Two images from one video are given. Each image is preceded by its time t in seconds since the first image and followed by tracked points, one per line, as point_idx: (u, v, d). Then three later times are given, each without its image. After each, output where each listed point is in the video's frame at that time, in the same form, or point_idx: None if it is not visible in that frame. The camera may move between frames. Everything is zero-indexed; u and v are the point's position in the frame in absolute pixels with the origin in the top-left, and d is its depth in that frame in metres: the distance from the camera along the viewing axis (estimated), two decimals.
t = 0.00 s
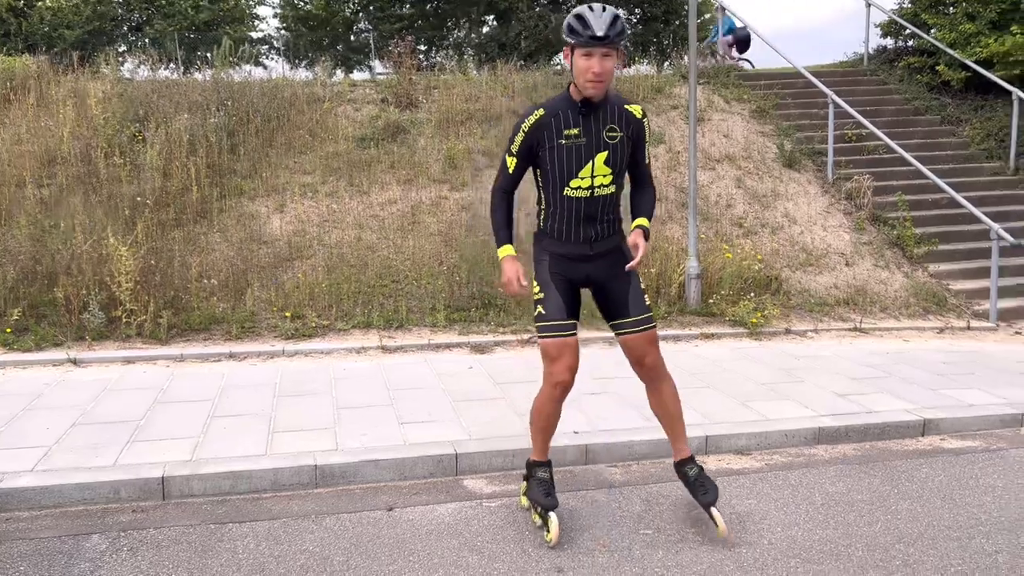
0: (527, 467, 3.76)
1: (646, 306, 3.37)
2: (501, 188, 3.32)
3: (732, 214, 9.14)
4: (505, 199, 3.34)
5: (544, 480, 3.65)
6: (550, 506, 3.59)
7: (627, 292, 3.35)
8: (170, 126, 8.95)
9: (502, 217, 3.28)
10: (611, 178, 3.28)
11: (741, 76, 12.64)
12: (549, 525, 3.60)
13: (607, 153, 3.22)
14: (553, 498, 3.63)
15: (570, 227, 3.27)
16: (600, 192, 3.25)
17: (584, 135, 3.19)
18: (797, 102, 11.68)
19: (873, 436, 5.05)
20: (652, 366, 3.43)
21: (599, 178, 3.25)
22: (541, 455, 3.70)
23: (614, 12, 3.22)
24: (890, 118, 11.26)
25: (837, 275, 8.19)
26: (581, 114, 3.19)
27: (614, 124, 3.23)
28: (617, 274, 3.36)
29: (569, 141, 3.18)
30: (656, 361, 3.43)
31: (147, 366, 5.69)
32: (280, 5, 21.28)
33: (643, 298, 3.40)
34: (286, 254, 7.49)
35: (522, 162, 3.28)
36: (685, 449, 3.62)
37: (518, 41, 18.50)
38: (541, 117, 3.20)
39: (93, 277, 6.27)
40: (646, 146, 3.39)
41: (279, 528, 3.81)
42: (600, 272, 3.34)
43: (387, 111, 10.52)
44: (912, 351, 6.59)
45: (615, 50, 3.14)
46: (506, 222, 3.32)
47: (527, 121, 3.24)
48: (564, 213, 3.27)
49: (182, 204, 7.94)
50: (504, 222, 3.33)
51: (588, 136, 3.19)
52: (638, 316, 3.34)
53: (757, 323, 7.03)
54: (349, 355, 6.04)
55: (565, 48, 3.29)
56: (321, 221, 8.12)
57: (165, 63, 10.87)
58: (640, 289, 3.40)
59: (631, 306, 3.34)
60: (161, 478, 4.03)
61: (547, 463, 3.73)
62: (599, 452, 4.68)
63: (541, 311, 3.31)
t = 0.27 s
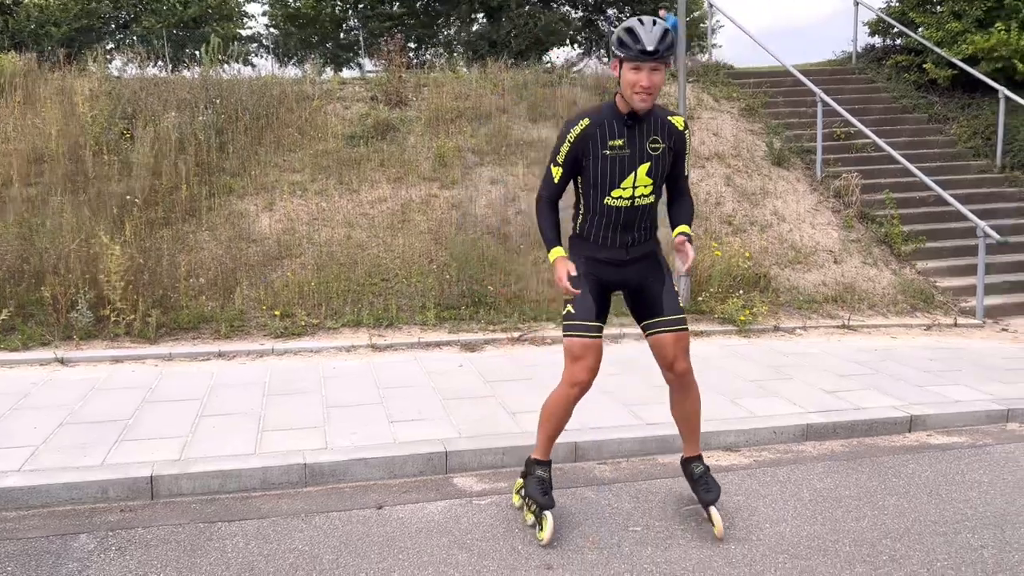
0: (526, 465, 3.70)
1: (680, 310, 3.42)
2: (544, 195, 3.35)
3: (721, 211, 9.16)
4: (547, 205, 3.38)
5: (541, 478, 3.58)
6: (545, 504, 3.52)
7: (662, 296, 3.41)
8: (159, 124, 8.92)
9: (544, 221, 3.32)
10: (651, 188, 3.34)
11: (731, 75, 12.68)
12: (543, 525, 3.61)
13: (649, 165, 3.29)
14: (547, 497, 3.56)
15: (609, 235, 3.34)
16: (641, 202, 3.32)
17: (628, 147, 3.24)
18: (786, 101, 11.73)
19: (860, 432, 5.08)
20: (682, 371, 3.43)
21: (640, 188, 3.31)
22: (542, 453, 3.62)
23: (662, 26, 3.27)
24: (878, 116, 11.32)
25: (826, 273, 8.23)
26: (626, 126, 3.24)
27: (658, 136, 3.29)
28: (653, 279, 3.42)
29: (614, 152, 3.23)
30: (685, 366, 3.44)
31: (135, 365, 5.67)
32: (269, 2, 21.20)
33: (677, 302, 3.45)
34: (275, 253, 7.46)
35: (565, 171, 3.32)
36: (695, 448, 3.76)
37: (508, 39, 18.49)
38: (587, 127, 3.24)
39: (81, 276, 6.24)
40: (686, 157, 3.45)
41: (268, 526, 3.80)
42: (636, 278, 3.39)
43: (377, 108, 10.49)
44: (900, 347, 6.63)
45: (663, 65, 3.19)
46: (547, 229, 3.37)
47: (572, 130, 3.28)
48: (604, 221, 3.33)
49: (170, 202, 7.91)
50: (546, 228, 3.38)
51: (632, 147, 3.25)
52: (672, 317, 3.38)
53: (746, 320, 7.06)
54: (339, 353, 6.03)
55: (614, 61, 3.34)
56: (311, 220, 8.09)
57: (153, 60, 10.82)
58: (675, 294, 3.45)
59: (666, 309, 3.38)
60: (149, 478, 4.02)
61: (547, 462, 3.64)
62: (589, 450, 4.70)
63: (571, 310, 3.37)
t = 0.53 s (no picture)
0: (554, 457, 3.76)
1: (690, 298, 3.49)
2: (573, 168, 3.43)
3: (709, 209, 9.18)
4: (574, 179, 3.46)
5: (563, 471, 3.63)
6: (562, 497, 3.57)
7: (674, 281, 3.47)
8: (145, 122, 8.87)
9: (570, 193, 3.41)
10: (676, 171, 3.41)
11: (719, 73, 12.72)
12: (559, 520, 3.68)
13: (677, 147, 3.35)
14: (567, 491, 3.60)
15: (630, 214, 3.41)
16: (665, 184, 3.39)
17: (658, 127, 3.31)
18: (773, 99, 11.78)
19: (846, 428, 5.11)
20: (680, 360, 3.53)
21: (665, 170, 3.38)
22: (569, 445, 3.70)
23: (706, 14, 3.30)
24: (864, 115, 11.38)
25: (812, 270, 8.27)
26: (658, 107, 3.31)
27: (688, 120, 3.36)
28: (667, 263, 3.50)
29: (643, 131, 3.30)
30: (685, 354, 3.53)
31: (121, 364, 5.64)
32: None
33: (689, 289, 3.52)
34: (261, 251, 7.42)
35: (595, 146, 3.40)
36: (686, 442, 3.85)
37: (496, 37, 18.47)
38: (619, 104, 3.32)
39: (65, 274, 6.19)
40: (716, 143, 3.51)
41: (255, 525, 3.79)
42: (650, 260, 3.47)
43: (365, 106, 10.46)
44: (885, 344, 6.67)
45: (702, 54, 3.24)
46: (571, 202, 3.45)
47: (605, 106, 3.36)
48: (626, 200, 3.40)
49: (157, 200, 7.87)
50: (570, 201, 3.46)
51: (662, 128, 3.32)
52: (681, 305, 3.45)
53: (733, 317, 7.09)
54: (326, 352, 6.02)
55: (654, 43, 3.39)
56: (298, 218, 8.06)
57: (138, 58, 10.75)
58: (687, 281, 3.52)
59: (676, 297, 3.46)
60: (135, 477, 4.00)
61: (574, 455, 3.70)
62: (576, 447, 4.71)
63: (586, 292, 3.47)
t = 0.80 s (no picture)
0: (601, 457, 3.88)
1: (679, 299, 3.53)
2: (567, 169, 3.47)
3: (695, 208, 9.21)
4: (568, 179, 3.49)
5: (618, 469, 3.76)
6: (624, 494, 3.72)
7: (664, 283, 3.52)
8: (128, 120, 8.79)
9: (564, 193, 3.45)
10: (670, 175, 3.46)
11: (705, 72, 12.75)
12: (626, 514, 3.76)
13: (672, 152, 3.40)
14: (628, 487, 3.74)
15: (623, 215, 3.45)
16: (658, 188, 3.43)
17: (654, 132, 3.35)
18: (758, 98, 11.84)
19: (830, 425, 5.14)
20: (671, 359, 3.54)
21: (659, 174, 3.42)
22: (614, 444, 3.81)
23: (713, 28, 3.26)
24: (849, 114, 11.46)
25: (797, 268, 8.31)
26: (655, 112, 3.35)
27: (684, 126, 3.41)
28: (658, 265, 3.54)
29: (639, 135, 3.34)
30: (675, 353, 3.54)
31: (105, 363, 5.60)
32: None
33: (678, 291, 3.56)
34: (246, 250, 7.38)
35: (590, 148, 3.43)
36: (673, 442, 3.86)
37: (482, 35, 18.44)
38: (617, 107, 3.36)
39: (47, 274, 6.14)
40: (709, 149, 3.57)
41: (240, 525, 3.78)
42: (641, 261, 3.51)
43: (350, 104, 10.41)
44: (869, 342, 6.72)
45: (707, 69, 3.24)
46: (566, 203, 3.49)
47: (602, 109, 3.39)
48: (620, 202, 3.44)
49: (141, 199, 7.82)
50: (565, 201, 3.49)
51: (658, 133, 3.36)
52: (671, 305, 3.48)
53: (718, 315, 7.12)
54: (312, 351, 5.99)
55: (657, 49, 3.35)
56: (283, 216, 8.02)
57: (121, 55, 10.67)
58: (676, 283, 3.56)
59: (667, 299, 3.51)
60: (119, 477, 3.98)
61: (620, 453, 3.83)
62: (562, 445, 4.72)
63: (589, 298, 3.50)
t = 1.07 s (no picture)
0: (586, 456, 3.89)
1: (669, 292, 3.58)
2: (550, 174, 3.45)
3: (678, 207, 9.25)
4: (552, 185, 3.48)
5: (602, 469, 3.76)
6: (607, 494, 3.72)
7: (655, 278, 3.55)
8: (108, 118, 8.71)
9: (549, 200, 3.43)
10: (653, 171, 3.49)
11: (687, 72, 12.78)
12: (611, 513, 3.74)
13: (652, 148, 3.43)
14: (611, 487, 3.74)
15: (611, 215, 3.47)
16: (643, 184, 3.46)
17: (635, 130, 3.38)
18: (740, 98, 11.91)
19: (811, 423, 5.19)
20: (660, 355, 3.55)
21: (643, 171, 3.45)
22: (598, 444, 3.83)
23: (679, 20, 3.32)
24: (830, 114, 11.55)
25: (779, 267, 8.36)
26: (633, 110, 3.37)
27: (662, 121, 3.45)
28: (647, 261, 3.57)
29: (621, 135, 3.36)
30: (662, 351, 3.56)
31: (84, 364, 5.55)
32: None
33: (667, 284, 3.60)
34: (228, 249, 7.34)
35: (572, 152, 3.43)
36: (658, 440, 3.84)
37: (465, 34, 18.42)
38: (595, 109, 3.36)
39: (25, 274, 6.07)
40: (685, 142, 3.62)
41: (222, 526, 3.76)
42: (632, 259, 3.53)
43: (333, 103, 10.36)
44: (849, 340, 6.79)
45: (676, 59, 3.28)
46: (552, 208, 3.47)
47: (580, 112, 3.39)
48: (608, 202, 3.45)
49: (120, 198, 7.75)
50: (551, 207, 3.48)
51: (638, 131, 3.38)
52: (660, 299, 3.52)
53: (701, 314, 7.16)
54: (295, 351, 5.96)
55: (626, 46, 3.40)
56: (265, 216, 7.97)
57: (100, 53, 10.56)
58: (665, 276, 3.60)
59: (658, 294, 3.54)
60: (99, 479, 3.94)
61: (604, 453, 3.84)
62: (546, 444, 4.73)
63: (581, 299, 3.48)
